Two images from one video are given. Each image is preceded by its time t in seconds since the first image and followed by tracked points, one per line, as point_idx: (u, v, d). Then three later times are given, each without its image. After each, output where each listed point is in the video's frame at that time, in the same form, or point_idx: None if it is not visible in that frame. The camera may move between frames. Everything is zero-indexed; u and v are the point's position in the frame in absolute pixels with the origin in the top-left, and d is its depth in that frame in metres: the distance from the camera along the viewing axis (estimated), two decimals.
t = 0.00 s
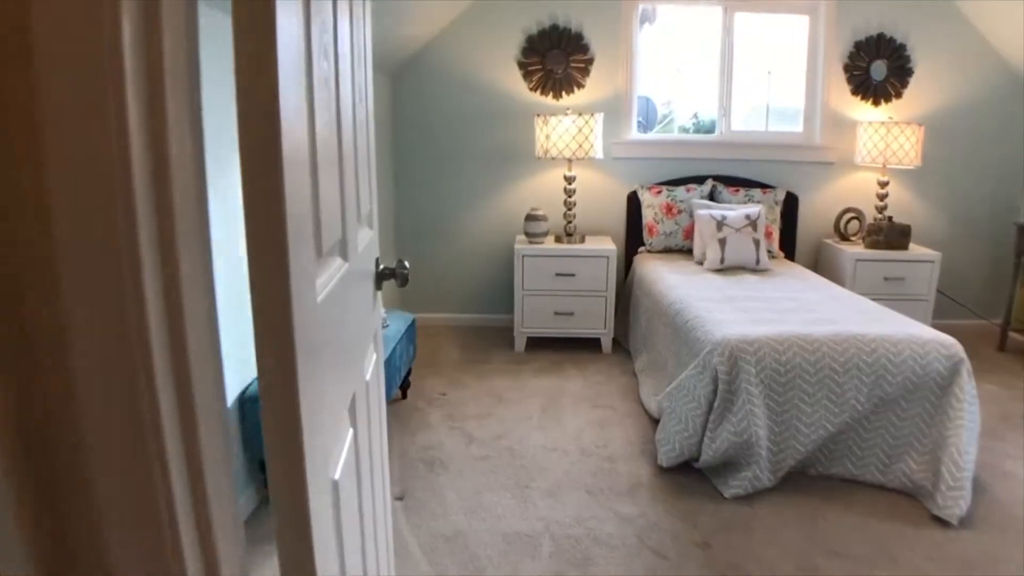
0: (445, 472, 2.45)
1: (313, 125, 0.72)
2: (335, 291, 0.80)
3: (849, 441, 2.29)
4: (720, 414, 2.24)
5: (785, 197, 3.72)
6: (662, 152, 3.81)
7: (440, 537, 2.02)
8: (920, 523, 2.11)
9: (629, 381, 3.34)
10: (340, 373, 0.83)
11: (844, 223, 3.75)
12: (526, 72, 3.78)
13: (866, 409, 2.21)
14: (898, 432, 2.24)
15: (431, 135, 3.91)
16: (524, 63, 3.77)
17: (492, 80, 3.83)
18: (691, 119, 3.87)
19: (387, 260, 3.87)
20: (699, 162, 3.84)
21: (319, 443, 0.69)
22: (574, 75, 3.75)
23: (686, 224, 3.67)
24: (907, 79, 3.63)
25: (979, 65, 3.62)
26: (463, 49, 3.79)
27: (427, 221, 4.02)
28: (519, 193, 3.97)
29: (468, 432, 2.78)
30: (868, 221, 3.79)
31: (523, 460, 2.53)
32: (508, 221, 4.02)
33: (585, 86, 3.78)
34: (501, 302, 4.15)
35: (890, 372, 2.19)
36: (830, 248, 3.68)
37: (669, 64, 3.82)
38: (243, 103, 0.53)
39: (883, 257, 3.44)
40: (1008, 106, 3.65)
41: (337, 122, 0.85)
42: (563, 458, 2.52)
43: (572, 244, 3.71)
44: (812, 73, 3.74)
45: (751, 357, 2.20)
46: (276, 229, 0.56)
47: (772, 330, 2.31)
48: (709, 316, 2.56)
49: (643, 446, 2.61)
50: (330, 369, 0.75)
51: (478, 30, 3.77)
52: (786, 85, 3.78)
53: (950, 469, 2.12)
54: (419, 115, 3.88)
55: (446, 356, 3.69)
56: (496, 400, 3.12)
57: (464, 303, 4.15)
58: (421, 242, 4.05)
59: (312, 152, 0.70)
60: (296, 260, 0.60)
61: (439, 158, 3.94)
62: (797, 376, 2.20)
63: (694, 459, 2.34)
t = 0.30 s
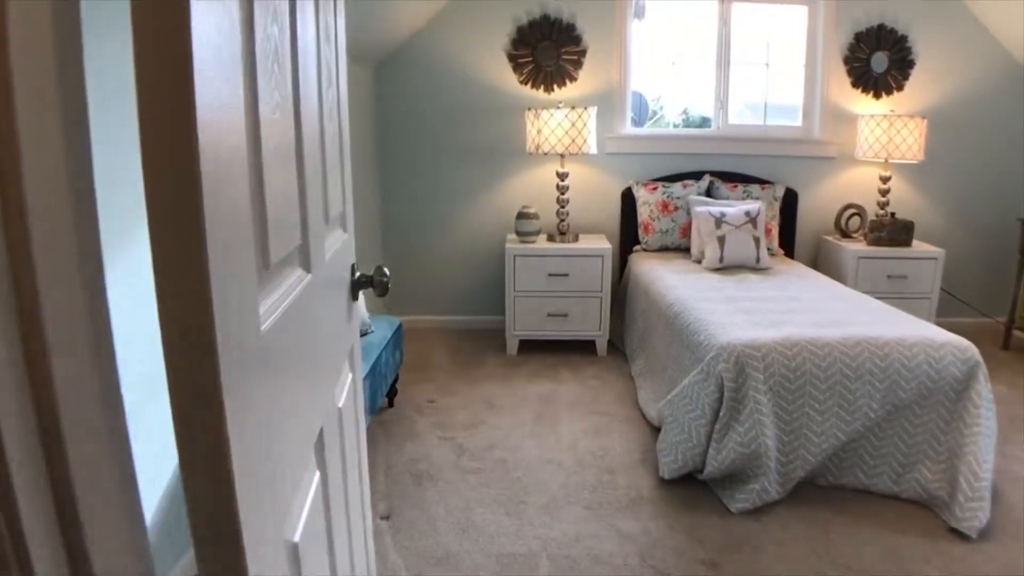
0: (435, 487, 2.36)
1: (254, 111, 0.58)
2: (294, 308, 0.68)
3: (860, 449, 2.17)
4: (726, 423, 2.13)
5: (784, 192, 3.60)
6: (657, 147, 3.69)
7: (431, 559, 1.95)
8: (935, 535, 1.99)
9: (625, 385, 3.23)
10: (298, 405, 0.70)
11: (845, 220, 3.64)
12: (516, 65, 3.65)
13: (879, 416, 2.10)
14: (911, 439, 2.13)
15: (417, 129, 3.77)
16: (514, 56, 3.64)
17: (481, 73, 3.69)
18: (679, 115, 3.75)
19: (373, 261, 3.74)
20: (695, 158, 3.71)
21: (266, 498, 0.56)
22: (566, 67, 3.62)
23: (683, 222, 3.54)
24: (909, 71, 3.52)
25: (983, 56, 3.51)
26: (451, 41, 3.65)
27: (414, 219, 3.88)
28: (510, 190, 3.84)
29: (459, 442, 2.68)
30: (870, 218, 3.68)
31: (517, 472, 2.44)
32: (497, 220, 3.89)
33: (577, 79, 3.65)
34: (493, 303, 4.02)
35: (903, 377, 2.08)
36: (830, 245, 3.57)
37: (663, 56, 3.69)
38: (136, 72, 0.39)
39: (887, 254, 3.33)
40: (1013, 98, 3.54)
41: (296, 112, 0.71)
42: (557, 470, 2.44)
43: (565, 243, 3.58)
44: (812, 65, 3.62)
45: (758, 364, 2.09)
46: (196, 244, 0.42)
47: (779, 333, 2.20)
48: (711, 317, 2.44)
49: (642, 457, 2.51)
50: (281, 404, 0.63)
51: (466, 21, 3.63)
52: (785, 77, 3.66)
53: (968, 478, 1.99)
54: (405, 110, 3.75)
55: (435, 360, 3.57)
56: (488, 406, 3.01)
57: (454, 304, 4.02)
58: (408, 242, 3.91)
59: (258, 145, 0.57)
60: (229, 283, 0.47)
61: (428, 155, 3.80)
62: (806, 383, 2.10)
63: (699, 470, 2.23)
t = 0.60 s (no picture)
0: (415, 504, 2.25)
1: (148, 112, 0.46)
2: (221, 344, 0.59)
3: (857, 458, 2.09)
4: (719, 434, 2.04)
5: (771, 189, 3.52)
6: (640, 143, 3.59)
7: None
8: (937, 546, 1.90)
9: (611, 390, 3.14)
10: (218, 458, 0.60)
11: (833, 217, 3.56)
12: (495, 59, 3.53)
13: (877, 423, 2.02)
14: (910, 447, 2.04)
15: (393, 128, 3.64)
16: (493, 50, 3.52)
17: (459, 69, 3.57)
18: (660, 111, 3.66)
19: (348, 264, 3.61)
20: (679, 155, 3.62)
21: None
22: (546, 62, 3.51)
23: (668, 221, 3.44)
24: (897, 65, 3.44)
25: (971, 49, 3.44)
26: (427, 36, 3.53)
27: (391, 220, 3.76)
28: (490, 189, 3.72)
29: (439, 455, 2.57)
30: (858, 215, 3.61)
31: (500, 488, 2.33)
32: (477, 220, 3.77)
33: (559, 73, 3.54)
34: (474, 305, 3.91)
35: (901, 383, 1.99)
36: (819, 243, 3.49)
37: (646, 50, 3.59)
38: None
39: (877, 252, 3.25)
40: (1001, 92, 3.48)
41: (222, 112, 0.60)
42: (542, 484, 2.34)
43: (548, 244, 3.47)
44: (798, 58, 3.53)
45: (752, 371, 1.99)
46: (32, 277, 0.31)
47: (772, 338, 2.11)
48: (701, 321, 2.35)
49: (631, 468, 2.41)
50: (195, 458, 0.54)
51: (442, 15, 3.51)
52: (771, 71, 3.58)
53: (969, 487, 1.90)
54: (380, 108, 3.62)
55: (414, 366, 3.45)
56: (469, 415, 2.90)
57: (434, 307, 3.90)
58: (385, 244, 3.79)
59: (150, 153, 0.45)
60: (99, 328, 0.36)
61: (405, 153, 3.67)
62: (801, 390, 2.01)
63: (690, 481, 2.14)
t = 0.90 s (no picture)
0: (385, 519, 2.15)
1: None
2: (133, 390, 0.56)
3: (839, 461, 2.03)
4: (700, 441, 1.97)
5: (745, 185, 3.47)
6: (613, 141, 3.52)
7: None
8: (922, 551, 1.85)
9: (587, 393, 3.07)
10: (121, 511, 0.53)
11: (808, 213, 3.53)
12: (464, 55, 3.43)
13: (859, 427, 1.97)
14: (893, 449, 1.99)
15: (359, 127, 3.53)
16: (462, 46, 3.42)
17: (427, 66, 3.47)
18: (631, 107, 3.59)
19: (315, 268, 3.49)
20: (653, 152, 3.55)
21: None
22: (516, 58, 3.42)
23: (642, 219, 3.38)
24: (871, 59, 3.42)
25: (943, 43, 3.43)
26: (394, 32, 3.43)
27: (359, 222, 3.64)
28: (460, 189, 3.62)
29: (411, 467, 2.47)
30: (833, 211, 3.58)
31: (475, 499, 2.24)
32: (448, 221, 3.67)
33: (529, 69, 3.45)
34: (446, 308, 3.81)
35: (884, 384, 1.94)
36: (794, 240, 3.46)
37: (619, 46, 3.52)
38: None
39: (852, 247, 3.22)
40: (971, 85, 3.48)
41: (97, 126, 0.51)
42: (518, 496, 2.25)
43: (520, 244, 3.38)
44: (771, 54, 3.49)
45: (732, 376, 1.93)
46: None
47: (751, 340, 2.05)
48: (678, 324, 2.28)
49: (608, 476, 2.35)
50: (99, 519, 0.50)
51: (409, 10, 3.40)
52: (744, 67, 3.53)
53: (954, 490, 1.86)
54: (346, 107, 3.50)
55: (385, 372, 3.35)
56: (441, 423, 2.81)
57: (404, 311, 3.80)
58: (352, 247, 3.67)
59: (9, 179, 0.40)
60: None
61: (372, 153, 3.56)
62: (783, 395, 1.95)
63: (670, 490, 2.07)
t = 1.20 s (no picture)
0: (348, 539, 2.05)
1: None
2: (30, 462, 0.46)
3: (813, 464, 2.00)
4: (672, 450, 1.91)
5: (709, 184, 3.44)
6: (575, 140, 3.45)
7: None
8: (899, 553, 1.82)
9: (555, 398, 3.00)
10: None
11: (772, 210, 3.52)
12: (422, 53, 3.33)
13: (833, 429, 1.93)
14: (866, 450, 1.96)
15: (315, 128, 3.40)
16: (420, 44, 3.32)
17: (385, 65, 3.36)
18: (592, 104, 3.53)
19: (270, 275, 3.35)
20: (617, 150, 3.50)
21: None
22: (476, 56, 3.33)
23: (607, 219, 3.32)
24: (832, 55, 3.41)
25: (902, 40, 3.44)
26: (350, 29, 3.30)
27: (316, 227, 3.52)
28: (420, 191, 3.52)
29: (374, 482, 2.36)
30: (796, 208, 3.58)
31: (441, 515, 2.15)
32: (409, 225, 3.56)
33: (489, 68, 3.37)
34: (408, 314, 3.70)
35: (857, 386, 1.91)
36: (759, 237, 3.44)
37: (581, 44, 3.46)
38: None
39: (817, 244, 3.22)
40: (929, 81, 3.50)
41: None
42: (487, 509, 2.17)
43: (483, 246, 3.29)
44: (733, 51, 3.47)
45: (704, 383, 1.88)
46: None
47: (723, 344, 2.00)
48: (648, 327, 2.22)
49: (579, 485, 2.28)
50: None
51: (365, 7, 3.28)
52: (706, 64, 3.50)
53: (929, 491, 1.83)
54: (300, 108, 3.37)
55: (346, 381, 3.22)
56: (406, 434, 2.71)
57: (365, 317, 3.68)
58: (310, 252, 3.54)
59: None
60: None
61: (328, 155, 3.43)
62: (756, 400, 1.90)
63: (643, 499, 2.01)
